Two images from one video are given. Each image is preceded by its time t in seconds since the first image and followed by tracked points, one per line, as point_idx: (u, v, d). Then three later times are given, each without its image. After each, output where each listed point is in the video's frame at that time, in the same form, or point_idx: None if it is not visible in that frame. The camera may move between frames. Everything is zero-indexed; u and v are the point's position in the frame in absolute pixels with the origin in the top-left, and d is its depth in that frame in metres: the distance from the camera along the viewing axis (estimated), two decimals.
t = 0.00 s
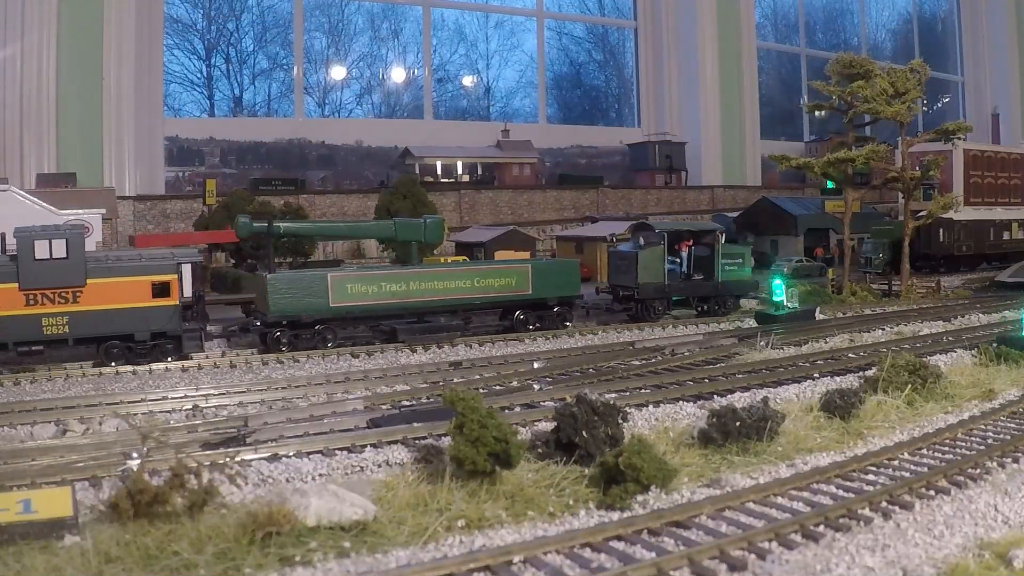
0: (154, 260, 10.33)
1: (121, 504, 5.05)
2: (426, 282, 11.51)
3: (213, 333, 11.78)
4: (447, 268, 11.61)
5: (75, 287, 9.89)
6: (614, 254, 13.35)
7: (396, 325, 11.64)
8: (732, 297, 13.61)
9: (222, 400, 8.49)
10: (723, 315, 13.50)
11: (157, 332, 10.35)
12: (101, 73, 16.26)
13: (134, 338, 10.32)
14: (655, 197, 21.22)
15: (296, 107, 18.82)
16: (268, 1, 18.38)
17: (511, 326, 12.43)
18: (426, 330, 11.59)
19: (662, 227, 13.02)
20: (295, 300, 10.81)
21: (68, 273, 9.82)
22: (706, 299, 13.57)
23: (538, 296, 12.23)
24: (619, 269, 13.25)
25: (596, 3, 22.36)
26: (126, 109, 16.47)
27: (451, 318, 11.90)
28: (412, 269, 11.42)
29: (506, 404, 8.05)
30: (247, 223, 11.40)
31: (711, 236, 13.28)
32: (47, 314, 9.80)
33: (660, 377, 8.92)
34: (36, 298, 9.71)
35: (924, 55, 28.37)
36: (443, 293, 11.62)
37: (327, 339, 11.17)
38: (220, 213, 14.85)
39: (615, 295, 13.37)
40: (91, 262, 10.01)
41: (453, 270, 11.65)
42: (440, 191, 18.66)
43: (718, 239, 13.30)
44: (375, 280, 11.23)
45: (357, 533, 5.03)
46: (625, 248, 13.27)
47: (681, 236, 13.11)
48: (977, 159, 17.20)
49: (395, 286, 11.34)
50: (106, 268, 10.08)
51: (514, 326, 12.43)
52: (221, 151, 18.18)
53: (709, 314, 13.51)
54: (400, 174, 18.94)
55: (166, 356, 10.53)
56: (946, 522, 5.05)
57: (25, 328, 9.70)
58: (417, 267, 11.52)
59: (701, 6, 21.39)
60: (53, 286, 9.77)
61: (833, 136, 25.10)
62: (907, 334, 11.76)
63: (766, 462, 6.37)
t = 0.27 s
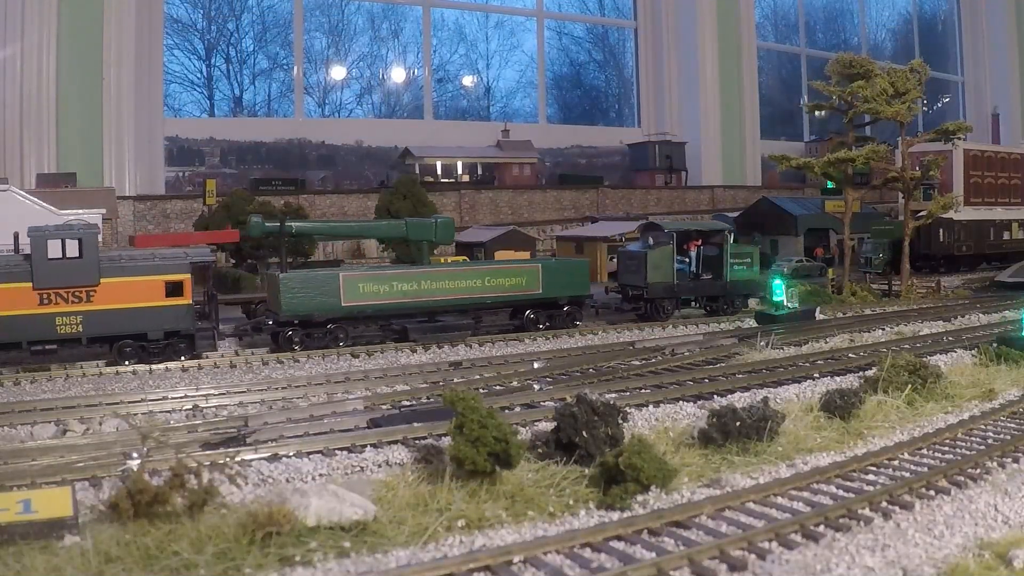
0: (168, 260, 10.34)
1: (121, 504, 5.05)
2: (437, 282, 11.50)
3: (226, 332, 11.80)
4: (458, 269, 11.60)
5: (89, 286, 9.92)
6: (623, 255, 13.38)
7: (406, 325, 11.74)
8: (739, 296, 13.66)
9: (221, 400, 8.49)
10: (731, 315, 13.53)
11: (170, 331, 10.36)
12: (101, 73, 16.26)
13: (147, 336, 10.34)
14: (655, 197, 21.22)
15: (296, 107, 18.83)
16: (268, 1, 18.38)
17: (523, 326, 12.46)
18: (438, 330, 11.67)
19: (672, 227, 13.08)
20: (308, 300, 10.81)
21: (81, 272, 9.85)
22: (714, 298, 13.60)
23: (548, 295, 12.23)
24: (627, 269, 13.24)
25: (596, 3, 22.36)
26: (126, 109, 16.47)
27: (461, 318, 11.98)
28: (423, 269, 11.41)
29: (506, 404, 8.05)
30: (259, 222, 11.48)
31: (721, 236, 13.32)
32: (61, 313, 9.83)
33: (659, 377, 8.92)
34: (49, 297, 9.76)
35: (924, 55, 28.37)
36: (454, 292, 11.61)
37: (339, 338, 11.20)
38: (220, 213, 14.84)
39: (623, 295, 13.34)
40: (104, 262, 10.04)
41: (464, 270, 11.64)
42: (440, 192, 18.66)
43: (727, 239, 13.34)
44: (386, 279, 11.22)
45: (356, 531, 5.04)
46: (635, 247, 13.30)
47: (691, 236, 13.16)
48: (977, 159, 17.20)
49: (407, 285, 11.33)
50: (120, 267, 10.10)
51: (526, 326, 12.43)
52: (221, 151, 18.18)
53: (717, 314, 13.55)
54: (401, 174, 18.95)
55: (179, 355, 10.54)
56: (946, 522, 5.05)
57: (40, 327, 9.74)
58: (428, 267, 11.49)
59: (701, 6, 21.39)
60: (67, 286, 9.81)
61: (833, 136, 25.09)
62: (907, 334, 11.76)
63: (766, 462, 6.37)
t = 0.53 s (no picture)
0: (182, 259, 10.39)
1: (121, 503, 5.06)
2: (450, 281, 11.53)
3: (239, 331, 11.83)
4: (471, 268, 11.62)
5: (103, 286, 9.95)
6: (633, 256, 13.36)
7: (419, 324, 11.92)
8: (748, 296, 13.67)
9: (221, 400, 8.49)
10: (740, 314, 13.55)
11: (184, 329, 10.42)
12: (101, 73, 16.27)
13: (161, 335, 10.39)
14: (655, 197, 21.23)
15: (296, 107, 18.83)
16: (268, 1, 18.38)
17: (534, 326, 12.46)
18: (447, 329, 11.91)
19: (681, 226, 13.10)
20: (321, 300, 10.87)
21: (96, 271, 9.88)
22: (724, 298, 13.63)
23: (559, 294, 12.27)
24: (637, 268, 13.23)
25: (596, 3, 22.37)
26: (126, 109, 16.48)
27: (473, 317, 12.08)
28: (435, 268, 11.44)
29: (506, 404, 8.05)
30: (272, 222, 11.56)
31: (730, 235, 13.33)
32: (75, 312, 9.86)
33: (659, 377, 8.92)
34: (64, 297, 9.79)
35: (924, 55, 28.37)
36: (466, 292, 11.65)
37: (352, 337, 11.28)
38: (220, 213, 14.83)
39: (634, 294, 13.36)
40: (118, 261, 10.07)
41: (477, 269, 11.66)
42: (440, 192, 18.66)
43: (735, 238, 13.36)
44: (399, 278, 11.25)
45: (355, 531, 5.04)
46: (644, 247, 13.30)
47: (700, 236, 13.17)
48: (977, 159, 17.21)
49: (419, 285, 11.37)
50: (134, 266, 10.13)
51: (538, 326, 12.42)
52: (221, 151, 18.19)
53: (726, 313, 13.55)
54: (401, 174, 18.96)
55: (193, 354, 10.59)
56: (946, 522, 5.05)
57: (54, 326, 9.77)
58: (440, 266, 11.51)
59: (701, 6, 21.39)
60: (81, 285, 9.85)
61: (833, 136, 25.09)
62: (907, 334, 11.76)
63: (766, 462, 6.38)
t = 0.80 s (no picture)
0: (198, 258, 10.44)
1: (122, 504, 5.06)
2: (462, 281, 11.58)
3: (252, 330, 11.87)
4: (483, 267, 11.67)
5: (118, 285, 9.98)
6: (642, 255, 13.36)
7: (431, 322, 11.80)
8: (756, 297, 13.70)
9: (220, 400, 8.49)
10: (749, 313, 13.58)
11: (199, 328, 10.45)
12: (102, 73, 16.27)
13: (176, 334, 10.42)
14: (655, 198, 21.24)
15: (296, 108, 18.83)
16: (268, 1, 18.38)
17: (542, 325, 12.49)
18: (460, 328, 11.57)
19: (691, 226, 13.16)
20: (335, 299, 10.95)
21: (112, 271, 9.92)
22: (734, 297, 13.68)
23: (569, 294, 12.32)
24: (647, 267, 13.22)
25: (596, 3, 22.37)
26: (126, 109, 16.48)
27: (484, 315, 11.88)
28: (447, 267, 11.50)
29: (506, 404, 8.05)
30: (284, 221, 11.67)
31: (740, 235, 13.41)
32: (91, 311, 9.89)
33: (659, 377, 8.91)
34: (80, 296, 9.82)
35: (924, 54, 28.37)
36: (478, 291, 11.69)
37: (364, 336, 11.36)
38: (219, 213, 14.83)
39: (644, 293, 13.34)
40: (133, 261, 10.11)
41: (488, 268, 11.70)
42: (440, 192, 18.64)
43: (745, 237, 13.43)
44: (412, 278, 11.33)
45: (355, 531, 5.04)
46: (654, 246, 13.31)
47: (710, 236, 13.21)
48: (977, 159, 17.21)
49: (431, 284, 11.44)
50: (149, 265, 10.16)
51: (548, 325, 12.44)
52: (221, 151, 18.19)
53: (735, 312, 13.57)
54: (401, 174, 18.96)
55: (208, 353, 10.61)
56: (946, 522, 5.05)
57: (70, 325, 9.79)
58: (452, 266, 11.54)
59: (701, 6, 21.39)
60: (97, 284, 9.88)
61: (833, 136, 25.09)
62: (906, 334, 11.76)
63: (766, 462, 6.38)
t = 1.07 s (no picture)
0: (212, 257, 10.48)
1: (122, 504, 5.06)
2: (475, 280, 11.66)
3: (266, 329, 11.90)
4: (495, 267, 11.76)
5: (134, 284, 10.02)
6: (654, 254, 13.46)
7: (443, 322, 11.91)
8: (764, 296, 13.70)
9: (220, 400, 8.48)
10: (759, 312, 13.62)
11: (213, 327, 10.48)
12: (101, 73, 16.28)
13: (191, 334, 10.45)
14: (655, 198, 21.24)
15: (296, 108, 18.83)
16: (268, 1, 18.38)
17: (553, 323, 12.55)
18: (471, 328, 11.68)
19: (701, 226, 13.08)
20: (349, 298, 11.02)
21: (128, 271, 9.97)
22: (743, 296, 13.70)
23: (580, 293, 12.33)
24: (657, 266, 13.29)
25: (596, 3, 22.37)
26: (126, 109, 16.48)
27: (496, 315, 12.00)
28: (460, 267, 11.58)
29: (506, 404, 8.05)
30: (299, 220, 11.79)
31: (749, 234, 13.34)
32: (106, 310, 9.93)
33: (660, 377, 8.91)
34: (96, 295, 9.87)
35: (924, 54, 28.37)
36: (490, 290, 11.77)
37: (378, 335, 11.43)
38: (219, 213, 14.82)
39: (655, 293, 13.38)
40: (148, 260, 10.16)
41: (500, 268, 11.78)
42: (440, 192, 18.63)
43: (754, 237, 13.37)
44: (425, 277, 11.40)
45: (355, 531, 5.04)
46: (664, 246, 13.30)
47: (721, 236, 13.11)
48: (977, 159, 17.22)
49: (444, 283, 11.51)
50: (164, 264, 10.21)
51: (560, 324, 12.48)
52: (221, 151, 18.19)
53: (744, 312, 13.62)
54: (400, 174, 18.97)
55: (223, 352, 10.64)
56: (947, 522, 5.05)
57: (85, 323, 9.84)
58: (464, 265, 11.63)
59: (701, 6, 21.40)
60: (113, 283, 9.93)
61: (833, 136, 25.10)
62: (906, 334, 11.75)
63: (766, 462, 6.38)
